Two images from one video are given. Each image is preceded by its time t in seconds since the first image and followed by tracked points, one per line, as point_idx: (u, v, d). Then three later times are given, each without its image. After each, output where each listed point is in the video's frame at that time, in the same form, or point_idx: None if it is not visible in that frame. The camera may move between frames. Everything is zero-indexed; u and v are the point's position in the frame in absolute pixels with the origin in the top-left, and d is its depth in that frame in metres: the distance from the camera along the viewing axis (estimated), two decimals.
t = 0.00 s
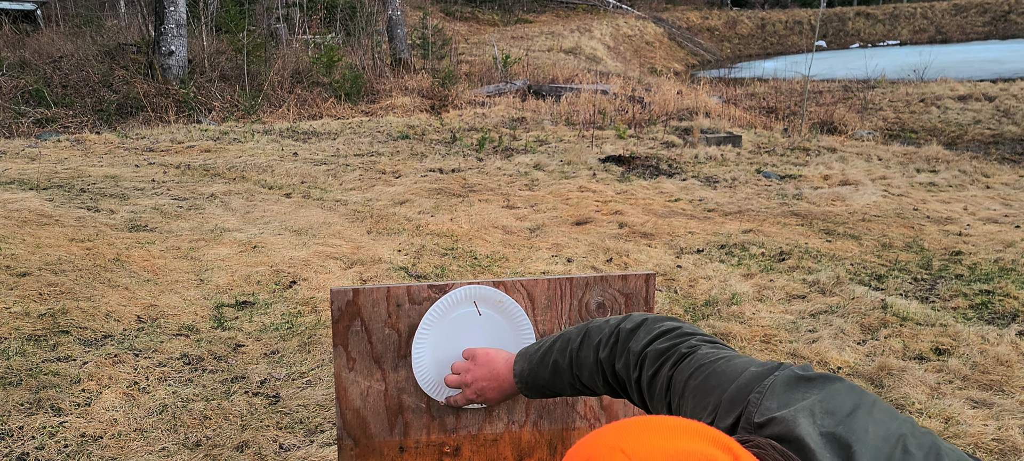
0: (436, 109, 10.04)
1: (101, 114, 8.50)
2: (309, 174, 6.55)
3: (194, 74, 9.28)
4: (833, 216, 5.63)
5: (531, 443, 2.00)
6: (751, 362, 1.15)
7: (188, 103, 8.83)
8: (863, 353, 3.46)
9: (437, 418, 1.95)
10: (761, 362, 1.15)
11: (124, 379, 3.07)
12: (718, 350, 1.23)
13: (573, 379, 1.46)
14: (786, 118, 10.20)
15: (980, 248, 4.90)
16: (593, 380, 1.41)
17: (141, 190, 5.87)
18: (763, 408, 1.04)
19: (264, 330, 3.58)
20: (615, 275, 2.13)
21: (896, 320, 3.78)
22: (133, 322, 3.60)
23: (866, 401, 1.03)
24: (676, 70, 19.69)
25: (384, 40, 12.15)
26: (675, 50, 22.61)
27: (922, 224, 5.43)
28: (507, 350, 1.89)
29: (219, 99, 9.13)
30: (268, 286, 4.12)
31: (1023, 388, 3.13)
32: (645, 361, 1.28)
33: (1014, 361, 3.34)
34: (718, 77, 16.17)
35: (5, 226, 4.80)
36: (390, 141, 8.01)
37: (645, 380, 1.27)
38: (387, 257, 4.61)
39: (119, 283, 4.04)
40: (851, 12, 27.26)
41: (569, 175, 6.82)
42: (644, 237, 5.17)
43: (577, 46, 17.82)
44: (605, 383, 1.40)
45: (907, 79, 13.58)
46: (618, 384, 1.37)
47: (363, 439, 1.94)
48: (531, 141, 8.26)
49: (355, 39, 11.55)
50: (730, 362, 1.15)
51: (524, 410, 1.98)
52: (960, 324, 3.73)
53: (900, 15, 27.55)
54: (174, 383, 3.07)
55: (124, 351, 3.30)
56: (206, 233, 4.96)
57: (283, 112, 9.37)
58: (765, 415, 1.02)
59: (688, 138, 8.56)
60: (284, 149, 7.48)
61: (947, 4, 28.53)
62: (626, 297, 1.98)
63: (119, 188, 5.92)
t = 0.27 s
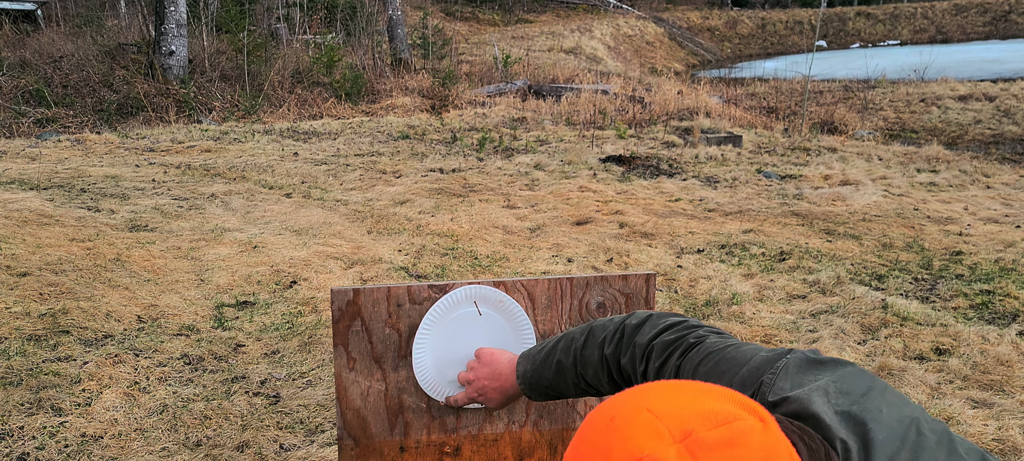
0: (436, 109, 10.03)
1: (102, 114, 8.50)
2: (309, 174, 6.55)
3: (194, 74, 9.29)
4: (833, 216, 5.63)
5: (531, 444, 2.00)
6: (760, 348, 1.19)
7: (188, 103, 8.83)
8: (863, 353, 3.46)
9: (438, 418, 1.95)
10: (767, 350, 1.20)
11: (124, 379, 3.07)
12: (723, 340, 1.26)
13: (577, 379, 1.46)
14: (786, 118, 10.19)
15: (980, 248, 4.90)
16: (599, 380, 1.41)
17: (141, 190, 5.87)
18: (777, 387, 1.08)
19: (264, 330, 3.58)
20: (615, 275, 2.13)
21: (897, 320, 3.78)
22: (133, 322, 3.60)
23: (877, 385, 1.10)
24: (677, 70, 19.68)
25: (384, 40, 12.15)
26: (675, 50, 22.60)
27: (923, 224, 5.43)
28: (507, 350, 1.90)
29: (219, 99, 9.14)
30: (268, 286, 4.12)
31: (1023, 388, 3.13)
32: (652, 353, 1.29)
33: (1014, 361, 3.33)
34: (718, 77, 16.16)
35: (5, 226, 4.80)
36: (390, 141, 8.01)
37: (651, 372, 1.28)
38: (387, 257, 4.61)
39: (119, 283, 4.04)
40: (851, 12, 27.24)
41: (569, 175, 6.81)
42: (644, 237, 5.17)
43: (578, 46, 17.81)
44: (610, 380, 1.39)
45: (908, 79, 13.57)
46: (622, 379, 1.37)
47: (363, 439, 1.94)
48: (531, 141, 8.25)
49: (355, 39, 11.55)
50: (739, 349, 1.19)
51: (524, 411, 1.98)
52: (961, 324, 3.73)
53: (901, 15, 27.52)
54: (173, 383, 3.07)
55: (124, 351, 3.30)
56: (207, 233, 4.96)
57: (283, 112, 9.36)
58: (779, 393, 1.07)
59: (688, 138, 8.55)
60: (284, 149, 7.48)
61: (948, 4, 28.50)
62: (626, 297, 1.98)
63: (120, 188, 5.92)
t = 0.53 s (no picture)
0: (435, 109, 10.03)
1: (101, 114, 8.49)
2: (308, 174, 6.55)
3: (194, 74, 9.29)
4: (833, 217, 5.63)
5: (531, 443, 1.99)
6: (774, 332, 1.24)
7: (188, 103, 8.83)
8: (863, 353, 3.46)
9: (438, 418, 1.94)
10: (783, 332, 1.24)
11: (124, 379, 3.07)
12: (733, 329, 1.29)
13: (586, 374, 1.43)
14: (786, 118, 10.20)
15: (980, 248, 4.90)
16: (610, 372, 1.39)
17: (141, 190, 5.87)
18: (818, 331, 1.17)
19: (263, 330, 3.58)
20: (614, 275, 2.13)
21: (896, 320, 3.78)
22: (133, 322, 3.60)
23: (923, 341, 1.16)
24: (676, 70, 19.68)
25: (384, 40, 12.15)
26: (675, 50, 22.61)
27: (923, 224, 5.43)
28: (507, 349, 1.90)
29: (219, 99, 9.13)
30: (268, 286, 4.12)
31: (1023, 388, 3.13)
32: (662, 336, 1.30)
33: (1014, 361, 3.34)
34: (718, 77, 16.16)
35: (5, 226, 4.80)
36: (389, 141, 8.01)
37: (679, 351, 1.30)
38: (387, 257, 4.61)
39: (119, 283, 4.04)
40: (851, 12, 27.25)
41: (569, 175, 6.81)
42: (644, 237, 5.17)
43: (577, 46, 17.82)
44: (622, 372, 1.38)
45: (907, 79, 13.57)
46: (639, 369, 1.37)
47: (363, 439, 1.94)
48: (531, 141, 8.26)
49: (355, 39, 11.55)
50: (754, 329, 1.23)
51: (524, 411, 1.97)
52: (960, 324, 3.73)
53: (900, 15, 27.53)
54: (173, 383, 3.07)
55: (124, 351, 3.30)
56: (206, 233, 4.95)
57: (283, 112, 9.36)
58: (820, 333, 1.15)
59: (688, 138, 8.56)
60: (284, 149, 7.48)
61: (948, 4, 28.51)
62: (626, 298, 1.99)
63: (119, 188, 5.92)
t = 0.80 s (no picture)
0: (435, 110, 10.03)
1: (101, 114, 8.50)
2: (309, 174, 6.56)
3: (194, 74, 9.29)
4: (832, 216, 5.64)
5: (530, 443, 1.99)
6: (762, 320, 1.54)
7: (188, 103, 8.84)
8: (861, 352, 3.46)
9: (438, 418, 1.94)
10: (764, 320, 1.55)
11: (124, 378, 3.07)
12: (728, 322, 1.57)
13: (600, 369, 1.58)
14: (786, 118, 10.20)
15: (980, 247, 4.90)
16: (622, 365, 1.56)
17: (141, 190, 5.88)
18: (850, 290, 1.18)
19: (263, 330, 3.58)
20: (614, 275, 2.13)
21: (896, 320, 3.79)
22: (133, 322, 3.60)
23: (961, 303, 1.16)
24: (676, 70, 19.68)
25: (384, 40, 12.16)
26: (675, 50, 22.61)
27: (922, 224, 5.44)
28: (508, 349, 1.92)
29: (219, 99, 9.14)
30: (268, 286, 4.12)
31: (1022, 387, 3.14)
32: (683, 327, 1.52)
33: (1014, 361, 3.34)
34: (718, 77, 16.17)
35: (5, 226, 4.81)
36: (390, 141, 8.01)
37: (690, 336, 1.50)
38: (387, 257, 4.61)
39: (119, 283, 4.04)
40: (851, 12, 27.28)
41: (569, 175, 6.82)
42: (644, 237, 5.17)
43: (577, 46, 17.82)
44: (634, 365, 1.55)
45: (907, 79, 13.58)
46: (652, 360, 1.54)
47: (363, 439, 1.93)
48: (531, 141, 8.26)
49: (355, 39, 11.56)
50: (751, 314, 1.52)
51: (524, 411, 1.98)
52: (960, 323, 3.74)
53: (900, 15, 27.53)
54: (173, 383, 3.07)
55: (124, 351, 3.30)
56: (206, 233, 4.96)
57: (283, 112, 9.36)
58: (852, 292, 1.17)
59: (688, 138, 8.56)
60: (284, 149, 7.48)
61: (947, 4, 28.52)
62: (626, 297, 1.99)
63: (119, 188, 5.92)
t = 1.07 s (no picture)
0: (435, 110, 10.03)
1: (102, 114, 8.50)
2: (309, 174, 6.55)
3: (194, 74, 9.29)
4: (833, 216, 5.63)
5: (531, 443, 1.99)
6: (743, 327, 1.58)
7: (188, 103, 8.83)
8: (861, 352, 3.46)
9: (438, 418, 1.94)
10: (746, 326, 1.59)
11: (124, 379, 3.07)
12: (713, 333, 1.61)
13: (609, 405, 1.56)
14: (786, 118, 10.20)
15: (981, 247, 4.90)
16: (628, 396, 1.54)
17: (141, 190, 5.87)
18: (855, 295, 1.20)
19: (263, 330, 3.58)
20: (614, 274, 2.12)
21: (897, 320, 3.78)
22: (133, 322, 3.60)
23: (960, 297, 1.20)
24: (676, 70, 19.67)
25: (384, 40, 12.16)
26: (675, 50, 22.60)
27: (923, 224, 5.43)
28: (507, 348, 1.94)
29: (219, 99, 9.13)
30: (268, 286, 4.12)
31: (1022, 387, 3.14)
32: (680, 346, 1.54)
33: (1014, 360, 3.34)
34: (718, 77, 16.16)
35: (5, 226, 4.81)
36: (390, 141, 8.01)
37: (691, 352, 1.51)
38: (387, 257, 4.61)
39: (119, 283, 4.04)
40: (851, 12, 27.26)
41: (569, 175, 6.81)
42: (644, 237, 5.17)
43: (578, 46, 17.81)
44: (639, 393, 1.54)
45: (908, 79, 13.57)
46: (656, 384, 1.53)
47: (363, 439, 1.93)
48: (531, 141, 8.25)
49: (355, 39, 11.55)
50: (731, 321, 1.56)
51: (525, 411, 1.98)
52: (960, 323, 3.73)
53: (901, 15, 27.51)
54: (173, 383, 3.07)
55: (124, 351, 3.30)
56: (207, 233, 4.96)
57: (283, 112, 9.36)
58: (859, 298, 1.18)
59: (688, 138, 8.56)
60: (284, 149, 7.48)
61: (948, 4, 28.50)
62: (627, 297, 1.98)
63: (120, 188, 5.92)
